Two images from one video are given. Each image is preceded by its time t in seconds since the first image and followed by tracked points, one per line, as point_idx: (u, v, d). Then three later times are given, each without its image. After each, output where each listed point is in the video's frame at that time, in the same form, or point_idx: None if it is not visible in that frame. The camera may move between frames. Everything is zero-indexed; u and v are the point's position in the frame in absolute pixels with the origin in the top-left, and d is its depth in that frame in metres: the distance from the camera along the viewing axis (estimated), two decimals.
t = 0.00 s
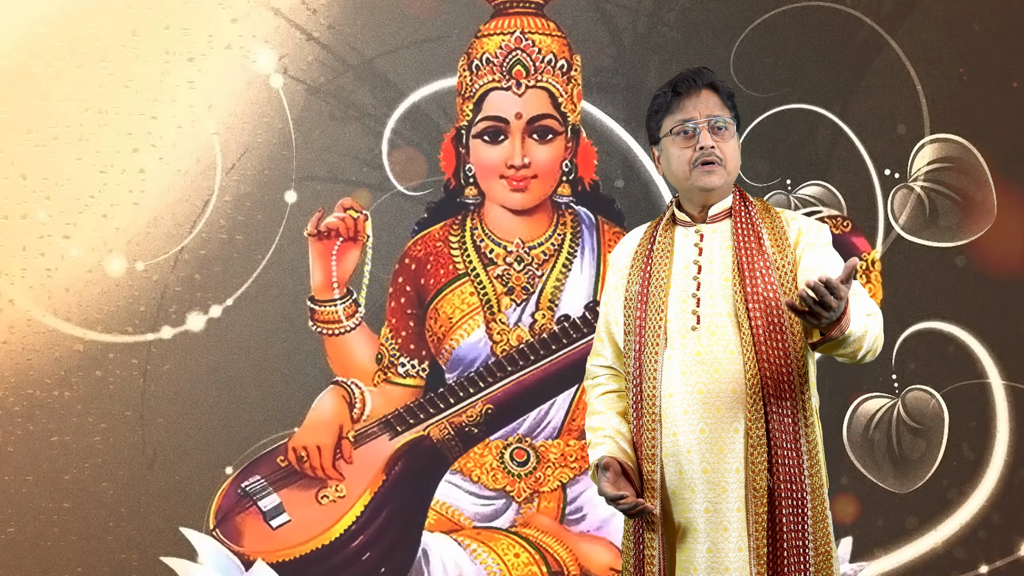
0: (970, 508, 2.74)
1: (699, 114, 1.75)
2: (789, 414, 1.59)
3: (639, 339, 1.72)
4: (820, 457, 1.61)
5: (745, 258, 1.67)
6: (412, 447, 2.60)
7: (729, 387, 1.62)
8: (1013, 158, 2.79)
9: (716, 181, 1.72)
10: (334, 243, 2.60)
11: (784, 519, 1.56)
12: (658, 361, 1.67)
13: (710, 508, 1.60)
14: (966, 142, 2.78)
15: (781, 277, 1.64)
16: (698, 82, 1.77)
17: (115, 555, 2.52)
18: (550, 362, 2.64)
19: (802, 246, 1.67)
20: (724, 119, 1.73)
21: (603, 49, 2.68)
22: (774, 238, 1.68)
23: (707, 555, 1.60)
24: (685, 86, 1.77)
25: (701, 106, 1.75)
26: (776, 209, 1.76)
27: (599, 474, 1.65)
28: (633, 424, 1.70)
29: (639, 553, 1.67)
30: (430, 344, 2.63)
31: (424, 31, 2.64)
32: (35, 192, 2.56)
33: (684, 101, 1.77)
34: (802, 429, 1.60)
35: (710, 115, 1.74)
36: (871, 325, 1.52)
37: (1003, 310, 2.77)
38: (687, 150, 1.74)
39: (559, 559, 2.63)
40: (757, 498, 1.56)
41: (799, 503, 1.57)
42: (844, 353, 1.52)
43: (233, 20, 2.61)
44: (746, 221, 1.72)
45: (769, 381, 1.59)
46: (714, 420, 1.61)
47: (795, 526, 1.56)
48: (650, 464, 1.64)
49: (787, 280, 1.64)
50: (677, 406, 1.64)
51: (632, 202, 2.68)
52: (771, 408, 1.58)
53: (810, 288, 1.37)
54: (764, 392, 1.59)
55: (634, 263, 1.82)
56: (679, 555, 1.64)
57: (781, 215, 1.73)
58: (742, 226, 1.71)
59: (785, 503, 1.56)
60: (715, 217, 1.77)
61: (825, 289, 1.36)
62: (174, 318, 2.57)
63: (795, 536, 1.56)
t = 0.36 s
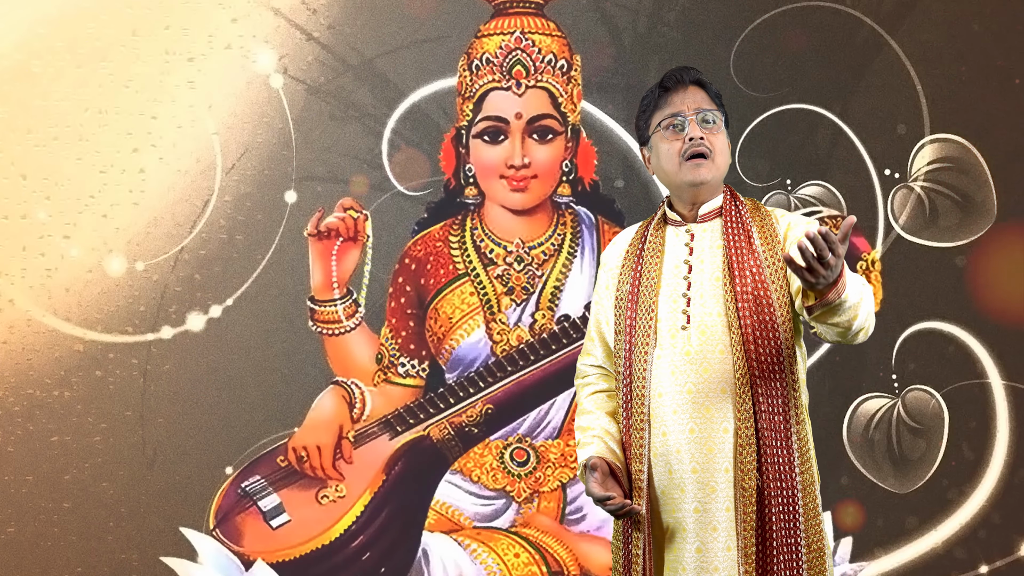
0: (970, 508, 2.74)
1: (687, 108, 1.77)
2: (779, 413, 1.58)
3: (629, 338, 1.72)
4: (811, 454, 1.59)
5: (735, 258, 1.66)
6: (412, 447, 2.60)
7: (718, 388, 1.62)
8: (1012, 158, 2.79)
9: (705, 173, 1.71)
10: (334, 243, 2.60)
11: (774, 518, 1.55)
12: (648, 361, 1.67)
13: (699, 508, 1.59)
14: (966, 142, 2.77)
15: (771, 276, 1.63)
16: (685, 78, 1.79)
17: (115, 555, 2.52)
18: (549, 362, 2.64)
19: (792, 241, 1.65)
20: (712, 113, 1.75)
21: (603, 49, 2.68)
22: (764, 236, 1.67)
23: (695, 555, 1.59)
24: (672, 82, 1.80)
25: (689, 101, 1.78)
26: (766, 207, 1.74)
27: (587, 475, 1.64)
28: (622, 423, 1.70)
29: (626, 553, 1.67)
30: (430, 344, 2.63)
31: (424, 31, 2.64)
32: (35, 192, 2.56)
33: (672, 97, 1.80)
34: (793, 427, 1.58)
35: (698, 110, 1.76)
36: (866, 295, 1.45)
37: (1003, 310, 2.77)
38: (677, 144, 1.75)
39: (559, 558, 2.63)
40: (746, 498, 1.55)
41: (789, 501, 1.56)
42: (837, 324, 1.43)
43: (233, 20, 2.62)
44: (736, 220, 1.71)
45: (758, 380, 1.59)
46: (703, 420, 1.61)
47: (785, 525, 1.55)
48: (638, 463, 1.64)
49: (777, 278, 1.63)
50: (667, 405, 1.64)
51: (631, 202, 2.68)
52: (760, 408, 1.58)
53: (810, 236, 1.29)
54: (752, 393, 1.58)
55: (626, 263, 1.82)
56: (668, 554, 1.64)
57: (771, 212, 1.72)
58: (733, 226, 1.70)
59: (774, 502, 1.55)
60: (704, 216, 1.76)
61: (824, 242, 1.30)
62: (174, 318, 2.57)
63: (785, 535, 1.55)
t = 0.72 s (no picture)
0: (969, 508, 2.74)
1: (679, 106, 1.77)
2: (774, 413, 1.58)
3: (621, 339, 1.72)
4: (805, 453, 1.60)
5: (729, 258, 1.66)
6: (412, 447, 2.60)
7: (712, 388, 1.62)
8: (1012, 158, 2.79)
9: (699, 168, 1.72)
10: (334, 243, 2.60)
11: (768, 518, 1.56)
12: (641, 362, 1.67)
13: (692, 509, 1.60)
14: (966, 142, 2.77)
15: (765, 276, 1.63)
16: (677, 77, 1.80)
17: (115, 555, 2.52)
18: (549, 362, 2.64)
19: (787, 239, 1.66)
20: (704, 111, 1.76)
21: (603, 49, 2.67)
22: (758, 237, 1.67)
23: (689, 556, 1.59)
24: (664, 81, 1.81)
25: (681, 99, 1.78)
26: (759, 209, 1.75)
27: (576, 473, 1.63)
28: (613, 424, 1.69)
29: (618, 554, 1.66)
30: (430, 344, 2.63)
31: (424, 31, 2.64)
32: (35, 192, 2.56)
33: (664, 95, 1.80)
34: (787, 425, 1.59)
35: (691, 107, 1.77)
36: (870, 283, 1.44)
37: (1003, 310, 2.77)
38: (669, 141, 1.75)
39: (559, 558, 2.63)
40: (741, 498, 1.55)
41: (784, 500, 1.56)
42: (840, 309, 1.42)
43: (233, 20, 2.62)
44: (729, 220, 1.71)
45: (752, 380, 1.59)
46: (698, 420, 1.61)
47: (780, 525, 1.56)
48: (631, 465, 1.64)
49: (771, 277, 1.63)
50: (660, 406, 1.64)
51: (631, 202, 2.68)
52: (754, 408, 1.58)
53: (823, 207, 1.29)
54: (746, 393, 1.59)
55: (617, 263, 1.81)
56: (660, 556, 1.64)
57: (763, 213, 1.73)
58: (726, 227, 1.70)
59: (769, 502, 1.56)
60: (697, 216, 1.76)
61: (836, 215, 1.31)
62: (174, 318, 2.57)
63: (780, 535, 1.55)
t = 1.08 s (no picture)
0: (970, 508, 2.74)
1: (677, 108, 1.77)
2: (773, 415, 1.58)
3: (617, 340, 1.71)
4: (802, 454, 1.60)
5: (727, 259, 1.66)
6: (412, 447, 2.60)
7: (710, 389, 1.62)
8: (1012, 158, 2.79)
9: (698, 170, 1.72)
10: (334, 243, 2.60)
11: (767, 520, 1.56)
12: (638, 363, 1.66)
13: (690, 510, 1.60)
14: (966, 142, 2.78)
15: (763, 277, 1.63)
16: (674, 78, 1.80)
17: (115, 556, 2.52)
18: (550, 362, 2.64)
19: (786, 239, 1.66)
20: (702, 112, 1.76)
21: (603, 49, 2.68)
22: (756, 238, 1.67)
23: (688, 558, 1.60)
24: (661, 82, 1.80)
25: (678, 100, 1.78)
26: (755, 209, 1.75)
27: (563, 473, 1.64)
28: (609, 425, 1.69)
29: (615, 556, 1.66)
30: (430, 344, 2.63)
31: (424, 31, 2.64)
32: (35, 192, 2.56)
33: (661, 96, 1.80)
34: (785, 426, 1.59)
35: (688, 108, 1.76)
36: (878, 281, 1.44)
37: (1003, 310, 2.77)
38: (668, 142, 1.75)
39: (559, 559, 2.63)
40: (739, 500, 1.55)
41: (783, 501, 1.56)
42: (848, 307, 1.43)
43: (233, 20, 2.62)
44: (725, 220, 1.71)
45: (750, 381, 1.59)
46: (696, 421, 1.61)
47: (779, 526, 1.56)
48: (627, 466, 1.64)
49: (769, 277, 1.64)
50: (658, 407, 1.64)
51: (632, 202, 2.68)
52: (752, 410, 1.58)
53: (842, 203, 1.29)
54: (744, 395, 1.59)
55: (612, 263, 1.81)
56: (658, 557, 1.64)
57: (760, 213, 1.73)
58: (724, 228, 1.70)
59: (768, 504, 1.56)
60: (693, 216, 1.76)
61: (856, 211, 1.28)
62: (174, 318, 2.56)
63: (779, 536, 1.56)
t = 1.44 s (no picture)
0: (970, 508, 2.74)
1: (674, 109, 1.76)
2: (772, 414, 1.58)
3: (616, 341, 1.71)
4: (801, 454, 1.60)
5: (726, 260, 1.66)
6: (412, 447, 2.60)
7: (710, 390, 1.62)
8: (1012, 158, 2.79)
9: (695, 174, 1.72)
10: (334, 243, 2.60)
11: (767, 520, 1.56)
12: (638, 364, 1.66)
13: (690, 511, 1.60)
14: (966, 142, 2.78)
15: (762, 277, 1.63)
16: (672, 79, 1.79)
17: (115, 555, 2.52)
18: (550, 362, 2.64)
19: (784, 240, 1.66)
20: (700, 113, 1.75)
21: (603, 49, 2.67)
22: (754, 238, 1.67)
23: (688, 558, 1.60)
24: (659, 83, 1.79)
25: (676, 101, 1.77)
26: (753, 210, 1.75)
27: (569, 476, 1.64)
28: (608, 426, 1.69)
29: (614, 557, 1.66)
30: (430, 344, 2.63)
31: (424, 31, 2.64)
32: (35, 191, 2.56)
33: (659, 97, 1.79)
34: (784, 426, 1.59)
35: (686, 110, 1.76)
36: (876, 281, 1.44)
37: (1003, 310, 2.77)
38: (666, 145, 1.74)
39: (559, 558, 2.63)
40: (739, 500, 1.55)
41: (783, 501, 1.56)
42: (848, 307, 1.42)
43: (233, 20, 2.62)
44: (723, 221, 1.71)
45: (750, 382, 1.59)
46: (695, 422, 1.61)
47: (779, 526, 1.56)
48: (627, 467, 1.64)
49: (767, 278, 1.64)
50: (657, 408, 1.64)
51: (631, 202, 2.69)
52: (752, 410, 1.58)
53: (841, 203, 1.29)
54: (743, 396, 1.59)
55: (609, 264, 1.80)
56: (657, 558, 1.64)
57: (757, 213, 1.73)
58: (722, 228, 1.70)
59: (768, 504, 1.56)
60: (692, 217, 1.76)
61: (855, 210, 1.28)
62: (174, 318, 2.57)
63: (779, 536, 1.56)
